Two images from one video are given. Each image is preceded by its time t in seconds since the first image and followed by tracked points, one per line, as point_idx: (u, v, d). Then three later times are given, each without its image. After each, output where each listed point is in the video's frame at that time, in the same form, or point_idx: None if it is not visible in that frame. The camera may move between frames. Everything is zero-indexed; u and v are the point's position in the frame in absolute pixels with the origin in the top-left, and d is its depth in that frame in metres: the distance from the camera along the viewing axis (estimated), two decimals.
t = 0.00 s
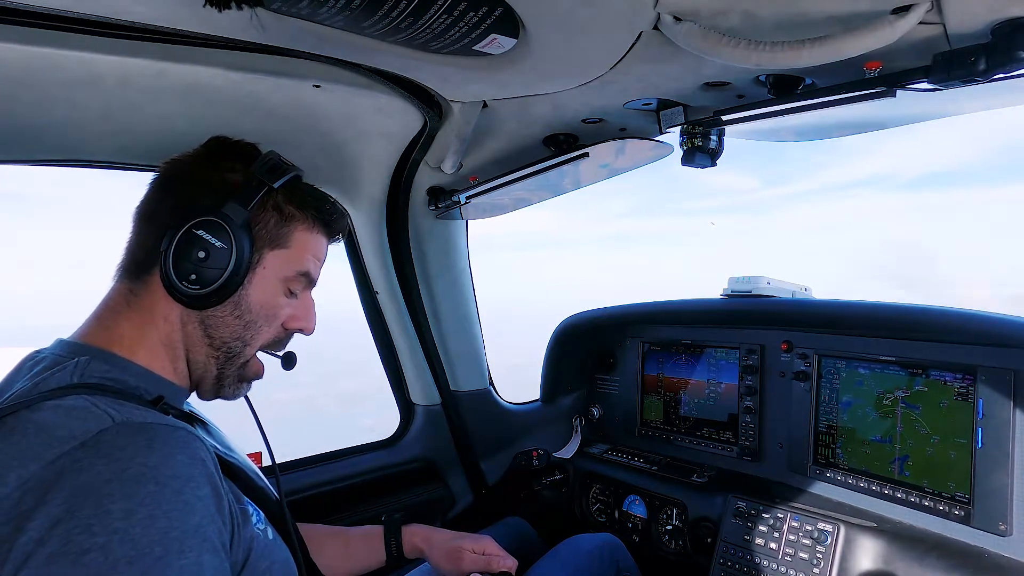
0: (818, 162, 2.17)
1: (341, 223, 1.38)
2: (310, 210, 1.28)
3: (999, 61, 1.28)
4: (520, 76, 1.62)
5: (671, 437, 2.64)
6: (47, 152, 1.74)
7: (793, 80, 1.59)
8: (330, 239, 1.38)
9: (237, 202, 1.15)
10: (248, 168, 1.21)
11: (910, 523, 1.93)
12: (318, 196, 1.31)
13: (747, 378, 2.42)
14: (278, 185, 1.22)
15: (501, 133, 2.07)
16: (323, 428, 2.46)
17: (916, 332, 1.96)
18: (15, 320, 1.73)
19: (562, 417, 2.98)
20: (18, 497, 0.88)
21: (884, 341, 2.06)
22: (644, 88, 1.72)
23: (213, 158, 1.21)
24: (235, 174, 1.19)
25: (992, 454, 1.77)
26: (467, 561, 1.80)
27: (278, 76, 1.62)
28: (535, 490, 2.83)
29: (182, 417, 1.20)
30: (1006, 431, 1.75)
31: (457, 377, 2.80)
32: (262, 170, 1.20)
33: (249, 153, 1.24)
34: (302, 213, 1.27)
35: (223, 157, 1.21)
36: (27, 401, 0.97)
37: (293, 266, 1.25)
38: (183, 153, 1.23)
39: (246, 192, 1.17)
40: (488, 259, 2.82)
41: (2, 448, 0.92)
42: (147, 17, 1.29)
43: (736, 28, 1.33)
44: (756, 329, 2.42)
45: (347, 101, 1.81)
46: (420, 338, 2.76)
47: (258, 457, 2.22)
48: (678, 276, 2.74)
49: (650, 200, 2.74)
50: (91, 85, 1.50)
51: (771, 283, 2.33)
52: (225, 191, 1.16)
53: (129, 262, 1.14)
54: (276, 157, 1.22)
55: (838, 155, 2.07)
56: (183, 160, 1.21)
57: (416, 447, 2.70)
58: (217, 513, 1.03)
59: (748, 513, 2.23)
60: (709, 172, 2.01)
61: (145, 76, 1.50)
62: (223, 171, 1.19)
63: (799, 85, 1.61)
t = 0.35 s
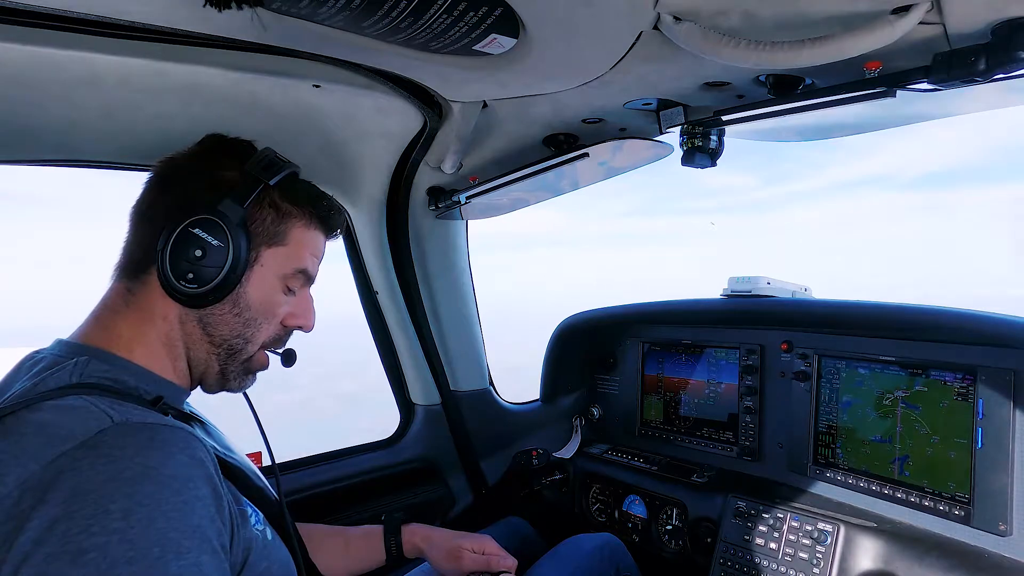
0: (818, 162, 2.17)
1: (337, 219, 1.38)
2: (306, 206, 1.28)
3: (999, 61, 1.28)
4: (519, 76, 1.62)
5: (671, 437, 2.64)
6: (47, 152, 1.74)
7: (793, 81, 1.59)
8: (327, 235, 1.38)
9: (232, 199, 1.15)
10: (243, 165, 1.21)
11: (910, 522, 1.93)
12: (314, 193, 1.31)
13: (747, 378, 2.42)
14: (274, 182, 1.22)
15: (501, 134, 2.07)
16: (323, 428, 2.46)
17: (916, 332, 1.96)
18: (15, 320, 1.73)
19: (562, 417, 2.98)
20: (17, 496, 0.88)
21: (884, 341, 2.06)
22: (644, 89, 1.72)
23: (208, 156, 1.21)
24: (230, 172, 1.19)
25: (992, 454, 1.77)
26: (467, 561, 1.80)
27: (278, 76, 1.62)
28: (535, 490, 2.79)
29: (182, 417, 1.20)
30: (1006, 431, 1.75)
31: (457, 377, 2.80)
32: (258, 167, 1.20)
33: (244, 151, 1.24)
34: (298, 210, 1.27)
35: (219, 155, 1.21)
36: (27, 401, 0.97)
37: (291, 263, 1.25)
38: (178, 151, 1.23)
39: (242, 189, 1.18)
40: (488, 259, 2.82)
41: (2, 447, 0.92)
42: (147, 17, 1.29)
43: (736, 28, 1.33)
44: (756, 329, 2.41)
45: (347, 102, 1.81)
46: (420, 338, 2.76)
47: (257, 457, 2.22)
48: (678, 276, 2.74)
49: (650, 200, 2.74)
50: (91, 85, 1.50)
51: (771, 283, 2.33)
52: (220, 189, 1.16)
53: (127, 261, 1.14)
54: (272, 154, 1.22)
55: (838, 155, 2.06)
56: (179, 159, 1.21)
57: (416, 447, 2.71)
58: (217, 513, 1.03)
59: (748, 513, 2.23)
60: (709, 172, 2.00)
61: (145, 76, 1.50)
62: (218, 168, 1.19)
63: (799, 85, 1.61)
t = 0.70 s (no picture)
0: (818, 162, 2.17)
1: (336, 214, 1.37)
2: (302, 202, 1.27)
3: (1000, 61, 1.28)
4: (519, 76, 1.62)
5: (671, 437, 2.64)
6: (47, 152, 1.74)
7: (794, 81, 1.59)
8: (326, 231, 1.37)
9: (225, 198, 1.15)
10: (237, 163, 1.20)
11: (910, 522, 1.94)
12: (311, 188, 1.30)
13: (747, 378, 2.42)
14: (268, 179, 1.21)
15: (501, 134, 2.07)
16: (322, 428, 2.46)
17: (916, 332, 1.96)
18: (14, 320, 1.73)
19: (562, 417, 2.98)
20: (17, 497, 0.88)
21: (884, 340, 2.06)
22: (644, 88, 1.71)
23: (202, 155, 1.20)
24: (224, 170, 1.19)
25: (992, 454, 1.77)
26: (467, 562, 1.80)
27: (278, 76, 1.62)
28: (536, 491, 2.80)
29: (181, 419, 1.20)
30: (1006, 431, 1.75)
31: (457, 377, 2.80)
32: (251, 164, 1.20)
33: (238, 148, 1.24)
34: (294, 206, 1.26)
35: (213, 153, 1.21)
36: (26, 402, 0.97)
37: (288, 261, 1.24)
38: (173, 151, 1.23)
39: (235, 187, 1.17)
40: (487, 259, 2.82)
41: (3, 447, 0.92)
42: (147, 17, 1.29)
43: (736, 28, 1.32)
44: (757, 329, 2.41)
45: (347, 102, 1.81)
46: (420, 339, 2.76)
47: (258, 458, 2.23)
48: (678, 276, 2.74)
49: (650, 200, 2.74)
50: (91, 85, 1.50)
51: (771, 283, 2.33)
52: (213, 187, 1.16)
53: (125, 263, 1.14)
54: (266, 151, 1.21)
55: (837, 155, 2.06)
56: (174, 159, 1.21)
57: (416, 447, 2.71)
58: (217, 515, 1.03)
59: (748, 513, 2.23)
60: (709, 172, 2.00)
61: (145, 76, 1.50)
62: (212, 167, 1.18)
63: (799, 85, 1.61)
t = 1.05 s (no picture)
0: (819, 162, 2.17)
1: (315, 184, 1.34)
2: (279, 178, 1.24)
3: (1000, 61, 1.28)
4: (519, 76, 1.62)
5: (671, 437, 2.64)
6: (47, 152, 1.75)
7: (794, 80, 1.59)
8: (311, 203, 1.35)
9: (199, 187, 1.13)
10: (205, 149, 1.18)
11: (910, 522, 1.93)
12: (285, 162, 1.27)
13: (747, 379, 2.42)
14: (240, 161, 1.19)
15: (500, 134, 2.07)
16: (323, 428, 2.46)
17: (916, 332, 1.96)
18: (14, 320, 1.73)
19: (562, 417, 2.98)
20: (17, 498, 0.89)
21: (884, 340, 2.06)
22: (644, 89, 1.71)
23: (169, 146, 1.18)
24: (193, 157, 1.17)
25: (992, 454, 1.77)
26: (467, 559, 1.79)
27: (278, 76, 1.61)
28: (535, 490, 2.80)
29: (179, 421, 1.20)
30: (1006, 431, 1.75)
31: (457, 377, 2.80)
32: (219, 149, 1.17)
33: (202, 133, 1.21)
34: (271, 183, 1.23)
35: (178, 143, 1.18)
36: (27, 402, 0.97)
37: (276, 241, 1.23)
38: (140, 145, 1.21)
39: (206, 175, 1.15)
40: (487, 259, 2.82)
41: (3, 448, 0.92)
42: (147, 17, 1.29)
43: (736, 28, 1.32)
44: (757, 329, 2.41)
45: (347, 102, 1.81)
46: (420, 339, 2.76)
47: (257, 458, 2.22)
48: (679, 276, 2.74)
49: (650, 200, 2.74)
50: (91, 85, 1.50)
51: (771, 283, 2.33)
52: (185, 177, 1.14)
53: (111, 266, 1.14)
54: (232, 133, 1.18)
55: (838, 155, 2.06)
56: (140, 155, 1.18)
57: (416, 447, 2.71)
58: (217, 516, 1.03)
59: (748, 513, 2.23)
60: (709, 172, 2.00)
61: (145, 76, 1.50)
62: (182, 157, 1.16)
63: (799, 85, 1.61)
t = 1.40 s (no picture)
0: (819, 162, 2.17)
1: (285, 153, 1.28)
2: (240, 154, 1.19)
3: (1000, 61, 1.28)
4: (519, 77, 1.62)
5: (671, 437, 2.64)
6: (46, 152, 1.75)
7: (794, 80, 1.59)
8: (286, 176, 1.29)
9: (152, 180, 1.12)
10: (160, 139, 1.15)
11: (910, 523, 1.93)
12: (245, 138, 1.22)
13: (747, 378, 2.42)
14: (193, 147, 1.16)
15: (500, 134, 2.06)
16: (323, 428, 2.46)
17: (916, 332, 1.96)
18: (14, 320, 1.73)
19: (562, 417, 2.98)
20: (16, 499, 0.89)
21: (884, 340, 2.06)
22: (644, 89, 1.71)
23: (127, 142, 1.17)
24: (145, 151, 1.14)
25: (993, 454, 1.77)
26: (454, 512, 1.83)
27: (277, 76, 1.62)
28: (535, 490, 2.82)
29: (178, 420, 1.22)
30: (1006, 431, 1.75)
31: (457, 377, 2.80)
32: (171, 138, 1.15)
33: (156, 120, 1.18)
34: (229, 162, 1.18)
35: (135, 137, 1.16)
36: (27, 402, 0.97)
37: (247, 224, 1.19)
38: (106, 148, 1.21)
39: (158, 167, 1.13)
40: (487, 259, 2.82)
41: (3, 449, 0.92)
42: (146, 17, 1.29)
43: (736, 28, 1.32)
44: (756, 329, 2.41)
45: (346, 102, 1.81)
46: (420, 338, 2.76)
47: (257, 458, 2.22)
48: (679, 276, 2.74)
49: (650, 200, 2.74)
50: (91, 85, 1.50)
51: (771, 283, 2.33)
52: (140, 172, 1.12)
53: (92, 271, 1.15)
54: (186, 119, 1.17)
55: (838, 155, 2.06)
56: (106, 157, 1.18)
57: (415, 447, 2.71)
58: (217, 517, 1.03)
59: (748, 513, 2.22)
60: (709, 173, 2.00)
61: (144, 77, 1.50)
62: (143, 150, 1.15)
63: (799, 85, 1.61)
